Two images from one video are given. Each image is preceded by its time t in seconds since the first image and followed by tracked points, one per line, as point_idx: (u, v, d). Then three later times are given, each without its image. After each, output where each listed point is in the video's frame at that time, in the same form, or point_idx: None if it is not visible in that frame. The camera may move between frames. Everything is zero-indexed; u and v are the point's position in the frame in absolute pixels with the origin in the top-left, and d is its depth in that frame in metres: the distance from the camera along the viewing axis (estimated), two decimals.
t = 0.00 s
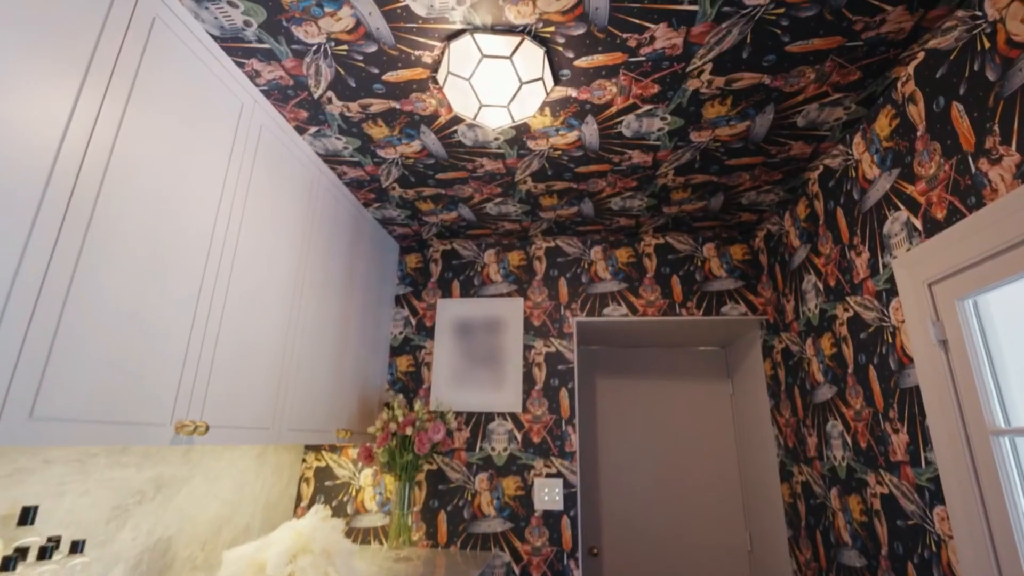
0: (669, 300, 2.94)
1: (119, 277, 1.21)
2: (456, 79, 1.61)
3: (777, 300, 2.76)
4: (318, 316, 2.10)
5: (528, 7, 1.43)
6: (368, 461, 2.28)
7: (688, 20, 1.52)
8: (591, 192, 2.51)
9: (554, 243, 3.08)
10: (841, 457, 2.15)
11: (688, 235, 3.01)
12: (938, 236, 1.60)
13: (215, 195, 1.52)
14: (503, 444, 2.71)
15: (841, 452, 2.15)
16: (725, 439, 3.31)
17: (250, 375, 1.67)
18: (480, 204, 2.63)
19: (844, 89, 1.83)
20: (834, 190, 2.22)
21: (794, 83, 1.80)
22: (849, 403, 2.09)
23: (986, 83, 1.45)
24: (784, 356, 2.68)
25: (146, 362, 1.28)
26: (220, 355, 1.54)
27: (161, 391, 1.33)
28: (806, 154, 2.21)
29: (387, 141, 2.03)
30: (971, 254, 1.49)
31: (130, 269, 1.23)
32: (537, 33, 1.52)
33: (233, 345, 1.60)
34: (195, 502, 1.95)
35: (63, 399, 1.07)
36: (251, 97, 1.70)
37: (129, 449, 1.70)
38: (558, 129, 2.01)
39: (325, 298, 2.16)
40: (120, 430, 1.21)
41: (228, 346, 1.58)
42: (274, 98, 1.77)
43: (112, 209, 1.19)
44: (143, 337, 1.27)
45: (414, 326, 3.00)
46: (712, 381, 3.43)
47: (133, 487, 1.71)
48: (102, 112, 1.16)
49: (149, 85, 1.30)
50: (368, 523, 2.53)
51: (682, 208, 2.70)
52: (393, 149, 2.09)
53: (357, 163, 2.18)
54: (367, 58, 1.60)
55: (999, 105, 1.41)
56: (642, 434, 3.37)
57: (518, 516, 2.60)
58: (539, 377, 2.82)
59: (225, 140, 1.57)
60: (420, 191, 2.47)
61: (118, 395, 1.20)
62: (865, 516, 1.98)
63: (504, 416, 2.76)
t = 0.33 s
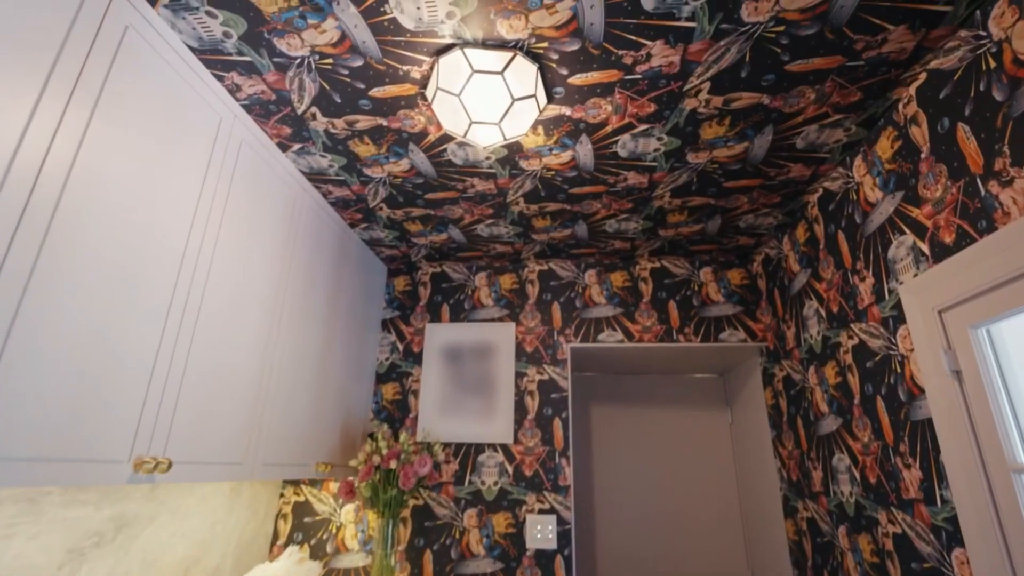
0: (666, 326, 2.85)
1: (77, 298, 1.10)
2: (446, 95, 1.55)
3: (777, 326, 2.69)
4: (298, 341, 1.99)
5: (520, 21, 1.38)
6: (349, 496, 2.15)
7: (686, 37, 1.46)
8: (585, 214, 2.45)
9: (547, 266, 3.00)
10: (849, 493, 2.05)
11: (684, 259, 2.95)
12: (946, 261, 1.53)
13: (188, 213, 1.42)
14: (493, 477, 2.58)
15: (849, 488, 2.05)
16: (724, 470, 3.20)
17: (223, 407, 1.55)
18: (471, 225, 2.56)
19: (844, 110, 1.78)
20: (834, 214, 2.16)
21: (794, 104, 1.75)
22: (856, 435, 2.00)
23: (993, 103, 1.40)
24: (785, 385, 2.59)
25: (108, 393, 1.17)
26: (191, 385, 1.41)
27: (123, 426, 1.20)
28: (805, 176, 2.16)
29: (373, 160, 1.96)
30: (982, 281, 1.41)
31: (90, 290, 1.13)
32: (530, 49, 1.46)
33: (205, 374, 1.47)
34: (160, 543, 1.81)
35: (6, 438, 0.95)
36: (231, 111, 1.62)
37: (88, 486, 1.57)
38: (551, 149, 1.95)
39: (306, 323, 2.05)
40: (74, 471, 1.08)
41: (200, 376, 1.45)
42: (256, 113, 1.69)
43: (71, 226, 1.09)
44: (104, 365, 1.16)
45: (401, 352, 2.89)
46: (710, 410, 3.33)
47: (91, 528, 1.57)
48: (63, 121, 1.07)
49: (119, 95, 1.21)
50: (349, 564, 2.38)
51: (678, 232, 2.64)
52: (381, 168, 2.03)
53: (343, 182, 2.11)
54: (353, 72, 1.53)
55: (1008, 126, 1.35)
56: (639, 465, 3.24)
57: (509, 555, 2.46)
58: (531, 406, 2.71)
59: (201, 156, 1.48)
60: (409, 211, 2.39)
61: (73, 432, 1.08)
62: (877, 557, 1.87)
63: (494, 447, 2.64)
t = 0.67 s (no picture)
0: (664, 351, 2.76)
1: (28, 319, 1.00)
2: (434, 109, 1.48)
3: (779, 352, 2.60)
4: (277, 367, 1.88)
5: (512, 33, 1.32)
6: (329, 533, 2.02)
7: (684, 52, 1.41)
8: (580, 235, 2.38)
9: (541, 289, 2.92)
10: (859, 530, 1.93)
11: (682, 282, 2.87)
12: (958, 285, 1.46)
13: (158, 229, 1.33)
14: (484, 511, 2.46)
15: (859, 524, 1.94)
16: (724, 501, 3.08)
17: (190, 438, 1.43)
18: (463, 246, 2.48)
19: (846, 129, 1.73)
20: (837, 236, 2.10)
21: (795, 122, 1.69)
22: (866, 468, 1.90)
23: (1003, 121, 1.33)
24: (789, 414, 2.49)
25: (60, 423, 1.06)
26: (155, 415, 1.30)
27: (77, 460, 1.09)
28: (806, 198, 2.10)
29: (361, 177, 1.90)
30: (999, 306, 1.33)
31: (44, 310, 1.03)
32: (522, 62, 1.41)
33: (172, 403, 1.36)
34: None
35: None
36: (210, 125, 1.55)
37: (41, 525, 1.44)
38: (545, 168, 1.89)
39: (286, 347, 1.94)
40: (17, 512, 0.97)
41: (166, 404, 1.34)
42: (237, 127, 1.63)
43: (23, 240, 0.99)
44: (58, 393, 1.06)
45: (389, 377, 2.79)
46: (711, 439, 3.22)
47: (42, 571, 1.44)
48: (21, 127, 0.99)
49: (85, 104, 1.13)
50: None
51: (676, 254, 2.57)
52: (369, 186, 1.96)
53: (330, 200, 2.04)
54: (338, 85, 1.47)
55: (1021, 144, 1.27)
56: (637, 496, 3.11)
57: None
58: (525, 435, 2.60)
59: (175, 170, 1.40)
60: (399, 231, 2.32)
61: (17, 468, 0.97)
62: None
63: (486, 479, 2.52)
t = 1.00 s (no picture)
0: (665, 376, 2.66)
1: None
2: (423, 121, 1.41)
3: (785, 377, 2.50)
4: (256, 392, 1.78)
5: (504, 42, 1.27)
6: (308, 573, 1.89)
7: (685, 64, 1.35)
8: (578, 255, 2.30)
9: (538, 311, 2.83)
10: (874, 569, 1.81)
11: (683, 304, 2.79)
12: (978, 307, 1.37)
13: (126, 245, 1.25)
14: (476, 547, 2.33)
15: (874, 562, 1.82)
16: (729, 534, 2.94)
17: (154, 470, 1.33)
18: (456, 267, 2.40)
19: (852, 146, 1.67)
20: (843, 256, 2.02)
21: (800, 138, 1.63)
22: (880, 502, 1.79)
23: (1021, 134, 1.25)
24: (796, 442, 2.38)
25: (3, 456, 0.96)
26: (114, 446, 1.20)
27: (19, 497, 0.99)
28: (811, 217, 2.03)
29: (349, 194, 1.83)
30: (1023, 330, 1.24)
31: None
32: (515, 73, 1.35)
33: (135, 432, 1.26)
34: None
35: None
36: (189, 138, 1.49)
37: None
38: (541, 185, 1.82)
39: (267, 371, 1.84)
40: None
41: (128, 434, 1.24)
42: (218, 140, 1.56)
43: None
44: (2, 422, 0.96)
45: (378, 403, 2.67)
46: (714, 468, 3.09)
47: None
48: None
49: (47, 109, 1.06)
50: None
51: (677, 275, 2.49)
52: (357, 203, 1.89)
53: (317, 218, 1.96)
54: (323, 97, 1.41)
55: None
56: (637, 528, 2.97)
57: None
58: (520, 464, 2.48)
59: (147, 183, 1.32)
60: (389, 251, 2.24)
61: None
62: None
63: (478, 512, 2.39)
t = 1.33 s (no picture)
0: (669, 400, 2.55)
1: None
2: (413, 131, 1.34)
3: (794, 402, 2.39)
4: (234, 420, 1.67)
5: (498, 47, 1.21)
6: None
7: (689, 72, 1.28)
8: (577, 274, 2.21)
9: (536, 333, 2.74)
10: None
11: (687, 325, 2.69)
12: (1010, 327, 1.27)
13: (91, 260, 1.16)
14: None
15: None
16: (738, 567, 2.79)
17: (114, 500, 1.22)
18: (451, 286, 2.32)
19: (863, 159, 1.59)
20: (854, 275, 1.93)
21: (808, 151, 1.55)
22: (904, 538, 1.66)
23: None
24: (808, 471, 2.26)
25: None
26: (66, 477, 1.09)
27: None
28: (819, 235, 1.95)
29: (338, 210, 1.75)
30: None
31: None
32: (510, 81, 1.29)
33: (91, 466, 1.15)
34: None
35: None
36: (167, 149, 1.42)
37: None
38: (539, 201, 1.75)
39: (247, 398, 1.74)
40: None
41: (85, 461, 1.14)
42: (199, 153, 1.49)
43: None
44: None
45: (369, 429, 2.56)
46: (721, 496, 2.96)
47: None
48: None
49: (5, 111, 0.99)
50: None
51: (680, 295, 2.40)
52: (347, 220, 1.81)
53: (305, 235, 1.88)
54: (308, 106, 1.35)
55: None
56: (642, 561, 2.82)
57: None
58: (518, 494, 2.35)
59: (118, 196, 1.24)
60: (381, 270, 2.16)
61: None
62: None
63: (473, 547, 2.26)
